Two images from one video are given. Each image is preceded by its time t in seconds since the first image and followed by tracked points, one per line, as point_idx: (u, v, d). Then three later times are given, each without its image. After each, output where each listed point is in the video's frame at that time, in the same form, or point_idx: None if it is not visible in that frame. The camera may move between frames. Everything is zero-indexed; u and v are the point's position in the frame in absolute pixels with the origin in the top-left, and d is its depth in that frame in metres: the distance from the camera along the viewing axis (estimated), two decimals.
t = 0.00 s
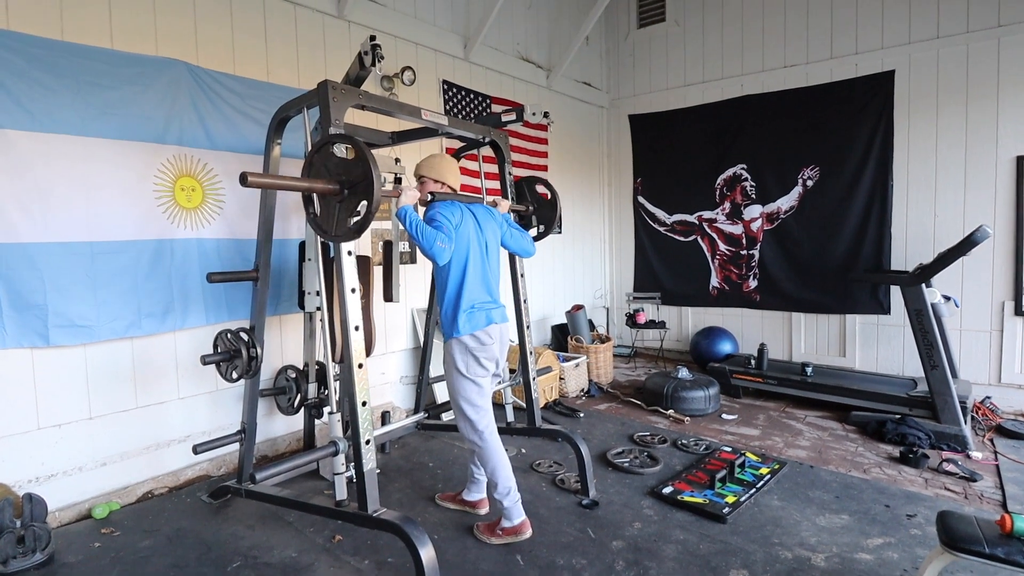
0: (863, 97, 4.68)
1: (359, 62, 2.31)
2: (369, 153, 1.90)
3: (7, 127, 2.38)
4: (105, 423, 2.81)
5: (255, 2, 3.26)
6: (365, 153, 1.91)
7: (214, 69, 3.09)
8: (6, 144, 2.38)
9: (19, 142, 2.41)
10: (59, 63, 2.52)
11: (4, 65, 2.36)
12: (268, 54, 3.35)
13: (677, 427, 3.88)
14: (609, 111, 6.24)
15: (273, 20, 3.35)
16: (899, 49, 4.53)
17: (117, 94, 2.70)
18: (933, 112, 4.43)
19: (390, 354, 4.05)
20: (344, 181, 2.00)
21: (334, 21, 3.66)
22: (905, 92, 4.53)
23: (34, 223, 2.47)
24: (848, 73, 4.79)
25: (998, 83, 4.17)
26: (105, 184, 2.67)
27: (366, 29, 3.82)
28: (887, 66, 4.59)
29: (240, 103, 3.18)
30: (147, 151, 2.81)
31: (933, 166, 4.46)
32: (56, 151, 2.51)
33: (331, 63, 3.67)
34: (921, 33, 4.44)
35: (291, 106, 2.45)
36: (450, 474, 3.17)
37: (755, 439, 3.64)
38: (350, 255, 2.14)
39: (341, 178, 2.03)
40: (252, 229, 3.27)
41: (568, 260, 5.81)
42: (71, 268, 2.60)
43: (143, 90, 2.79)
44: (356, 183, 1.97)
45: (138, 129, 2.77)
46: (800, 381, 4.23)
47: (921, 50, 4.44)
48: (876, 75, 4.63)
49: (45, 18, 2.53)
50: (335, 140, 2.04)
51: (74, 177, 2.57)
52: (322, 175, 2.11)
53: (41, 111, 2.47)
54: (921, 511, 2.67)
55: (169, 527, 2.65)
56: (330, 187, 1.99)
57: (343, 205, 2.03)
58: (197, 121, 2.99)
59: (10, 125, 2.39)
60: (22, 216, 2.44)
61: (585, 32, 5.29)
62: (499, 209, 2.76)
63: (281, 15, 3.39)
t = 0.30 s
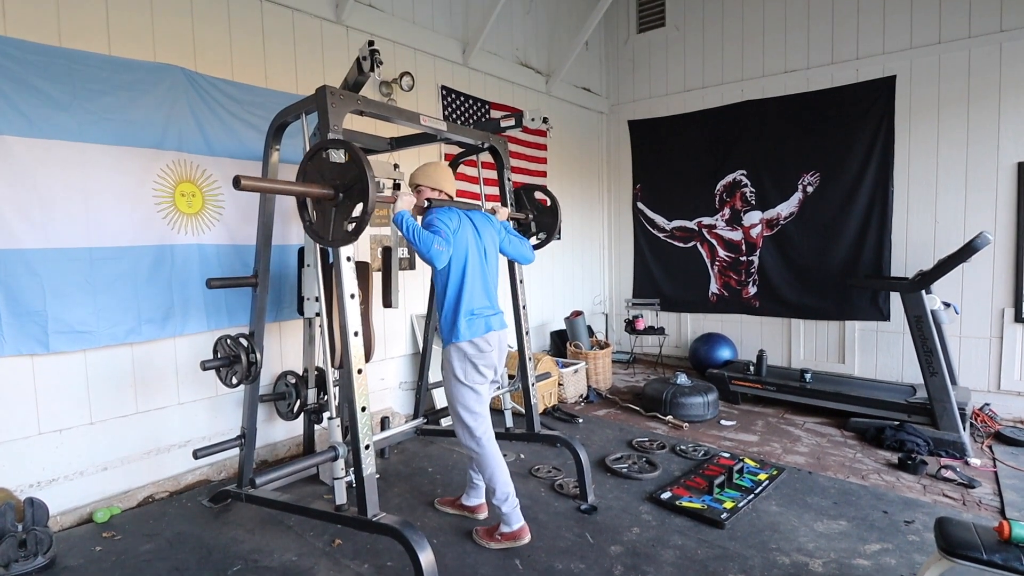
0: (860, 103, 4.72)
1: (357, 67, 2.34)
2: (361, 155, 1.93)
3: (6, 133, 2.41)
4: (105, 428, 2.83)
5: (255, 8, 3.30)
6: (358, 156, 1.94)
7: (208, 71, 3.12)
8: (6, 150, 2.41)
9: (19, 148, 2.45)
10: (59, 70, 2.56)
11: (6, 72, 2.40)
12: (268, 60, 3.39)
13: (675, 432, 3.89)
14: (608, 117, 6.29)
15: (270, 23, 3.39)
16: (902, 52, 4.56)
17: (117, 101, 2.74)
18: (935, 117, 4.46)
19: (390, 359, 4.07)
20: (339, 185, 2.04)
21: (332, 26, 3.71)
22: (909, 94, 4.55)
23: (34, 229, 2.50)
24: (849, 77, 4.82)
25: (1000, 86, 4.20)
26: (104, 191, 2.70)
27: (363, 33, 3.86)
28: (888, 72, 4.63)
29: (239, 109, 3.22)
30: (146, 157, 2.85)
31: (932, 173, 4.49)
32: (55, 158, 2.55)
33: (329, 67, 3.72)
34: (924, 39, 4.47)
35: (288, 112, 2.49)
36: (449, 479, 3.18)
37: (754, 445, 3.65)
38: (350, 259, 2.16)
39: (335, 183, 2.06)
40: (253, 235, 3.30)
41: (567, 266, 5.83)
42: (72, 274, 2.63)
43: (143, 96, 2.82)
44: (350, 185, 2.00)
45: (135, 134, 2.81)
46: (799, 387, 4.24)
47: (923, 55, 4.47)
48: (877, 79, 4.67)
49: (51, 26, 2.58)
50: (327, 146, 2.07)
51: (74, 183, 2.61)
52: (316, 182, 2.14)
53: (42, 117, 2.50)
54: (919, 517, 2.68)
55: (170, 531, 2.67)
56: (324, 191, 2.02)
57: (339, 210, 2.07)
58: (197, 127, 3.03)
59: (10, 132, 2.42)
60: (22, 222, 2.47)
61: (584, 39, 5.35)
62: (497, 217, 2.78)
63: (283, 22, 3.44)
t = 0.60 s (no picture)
0: (862, 103, 4.69)
1: (359, 68, 2.32)
2: (351, 162, 1.95)
3: (11, 132, 2.40)
4: (105, 427, 2.82)
5: (256, 7, 3.29)
6: (348, 164, 1.96)
7: (217, 76, 3.13)
8: (7, 148, 2.40)
9: (20, 146, 2.43)
10: (59, 68, 2.54)
11: (5, 70, 2.39)
12: (269, 59, 3.37)
13: (676, 433, 3.88)
14: (609, 117, 6.27)
15: (274, 25, 3.38)
16: (899, 54, 4.55)
17: (119, 100, 2.73)
18: (934, 120, 4.44)
19: (389, 359, 4.06)
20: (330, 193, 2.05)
21: (334, 27, 3.70)
22: (908, 96, 4.53)
23: (35, 228, 2.49)
24: (848, 78, 4.80)
25: (1000, 92, 4.18)
26: (105, 190, 2.69)
27: (365, 35, 3.85)
28: (887, 72, 4.61)
29: (239, 109, 3.20)
30: (147, 157, 2.83)
31: (934, 172, 4.47)
32: (56, 156, 2.53)
33: (331, 68, 3.70)
34: (921, 39, 4.45)
35: (290, 112, 2.47)
36: (449, 480, 3.17)
37: (755, 445, 3.63)
38: (350, 258, 2.14)
39: (327, 191, 2.07)
40: (253, 234, 3.29)
41: (568, 265, 5.82)
42: (72, 274, 2.62)
43: (144, 96, 2.81)
44: (341, 192, 2.01)
45: (137, 135, 2.79)
46: (800, 388, 4.22)
47: (922, 56, 4.46)
48: (876, 80, 4.65)
49: (51, 25, 2.56)
50: (316, 155, 2.08)
51: (75, 182, 2.59)
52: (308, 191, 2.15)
53: (43, 115, 2.49)
54: (922, 518, 2.67)
55: (170, 531, 2.66)
56: (315, 199, 2.03)
57: (332, 216, 2.07)
58: (198, 126, 3.01)
59: (13, 130, 2.41)
60: (21, 220, 2.46)
61: (585, 39, 5.32)
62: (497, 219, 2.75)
63: (283, 21, 3.43)
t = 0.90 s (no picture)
0: (863, 98, 4.72)
1: (359, 61, 2.33)
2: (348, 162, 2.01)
3: (8, 130, 2.42)
4: (107, 424, 2.84)
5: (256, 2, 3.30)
6: (346, 165, 2.01)
7: (210, 67, 3.12)
8: (6, 145, 2.42)
9: (20, 144, 2.45)
10: (59, 65, 2.56)
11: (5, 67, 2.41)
12: (269, 55, 3.39)
13: (677, 428, 3.90)
14: (610, 113, 6.28)
15: (272, 18, 3.39)
16: (905, 48, 4.56)
17: (117, 95, 2.74)
18: (939, 113, 4.46)
19: (392, 355, 4.08)
20: (327, 194, 2.09)
21: (333, 20, 3.70)
22: (914, 91, 4.55)
23: (34, 225, 2.51)
24: (851, 73, 4.82)
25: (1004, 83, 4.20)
26: (103, 185, 2.71)
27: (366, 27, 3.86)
28: (892, 67, 4.62)
29: (239, 106, 3.22)
30: (145, 155, 2.85)
31: (936, 169, 4.49)
32: (55, 151, 2.55)
33: (329, 64, 3.72)
34: (927, 33, 4.46)
35: (289, 106, 2.49)
36: (451, 475, 3.19)
37: (755, 440, 3.66)
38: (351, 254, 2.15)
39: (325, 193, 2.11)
40: (253, 232, 3.31)
41: (568, 262, 5.84)
42: (72, 271, 2.63)
43: (141, 92, 2.82)
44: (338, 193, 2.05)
45: (135, 132, 2.81)
46: (799, 384, 4.25)
47: (927, 51, 4.47)
48: (882, 74, 4.66)
49: (52, 22, 2.57)
50: (314, 159, 2.14)
51: (74, 176, 2.61)
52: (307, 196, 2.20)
53: (42, 111, 2.51)
54: (919, 512, 2.69)
55: (174, 526, 2.68)
56: (312, 200, 2.07)
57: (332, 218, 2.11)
58: (196, 121, 3.03)
59: (11, 126, 2.43)
60: (22, 218, 2.47)
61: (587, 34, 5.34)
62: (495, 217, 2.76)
63: (285, 16, 3.44)
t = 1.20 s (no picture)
0: (878, 111, 4.63)
1: (373, 69, 2.27)
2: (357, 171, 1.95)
3: (13, 138, 2.36)
4: (108, 437, 2.75)
5: (269, 13, 3.27)
6: (356, 179, 1.95)
7: (226, 81, 3.09)
8: (11, 155, 2.37)
9: (25, 154, 2.40)
10: (69, 73, 2.52)
11: (13, 73, 2.36)
12: (283, 67, 3.35)
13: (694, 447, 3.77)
14: (621, 128, 6.24)
15: (287, 31, 3.36)
16: (916, 62, 4.52)
17: (126, 109, 2.69)
18: (952, 128, 4.40)
19: (401, 369, 3.99)
20: (333, 208, 2.01)
21: (349, 34, 3.68)
22: (927, 104, 4.49)
23: (36, 234, 2.44)
24: (864, 87, 4.76)
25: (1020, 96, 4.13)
26: (109, 197, 2.64)
27: (380, 40, 3.83)
28: (905, 81, 4.56)
29: (249, 116, 3.16)
30: (154, 165, 2.79)
31: (955, 183, 4.40)
32: (63, 164, 2.50)
33: (344, 73, 3.67)
34: (938, 48, 4.42)
35: (303, 114, 2.42)
36: (461, 494, 3.07)
37: (777, 461, 3.52)
38: (362, 266, 2.08)
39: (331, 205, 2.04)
40: (261, 242, 3.24)
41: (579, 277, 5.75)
42: (74, 281, 2.56)
43: (152, 103, 2.78)
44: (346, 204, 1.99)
45: (142, 144, 2.75)
46: (820, 402, 4.11)
47: (940, 64, 4.41)
48: (893, 89, 4.60)
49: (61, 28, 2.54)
50: (319, 174, 2.07)
51: (80, 189, 2.55)
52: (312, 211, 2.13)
53: (50, 123, 2.46)
54: (955, 538, 2.55)
55: (172, 546, 2.57)
56: (317, 214, 1.99)
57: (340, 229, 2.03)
58: (208, 136, 2.98)
59: (19, 137, 2.38)
60: (25, 225, 2.41)
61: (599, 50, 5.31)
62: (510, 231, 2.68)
63: (297, 25, 3.41)
